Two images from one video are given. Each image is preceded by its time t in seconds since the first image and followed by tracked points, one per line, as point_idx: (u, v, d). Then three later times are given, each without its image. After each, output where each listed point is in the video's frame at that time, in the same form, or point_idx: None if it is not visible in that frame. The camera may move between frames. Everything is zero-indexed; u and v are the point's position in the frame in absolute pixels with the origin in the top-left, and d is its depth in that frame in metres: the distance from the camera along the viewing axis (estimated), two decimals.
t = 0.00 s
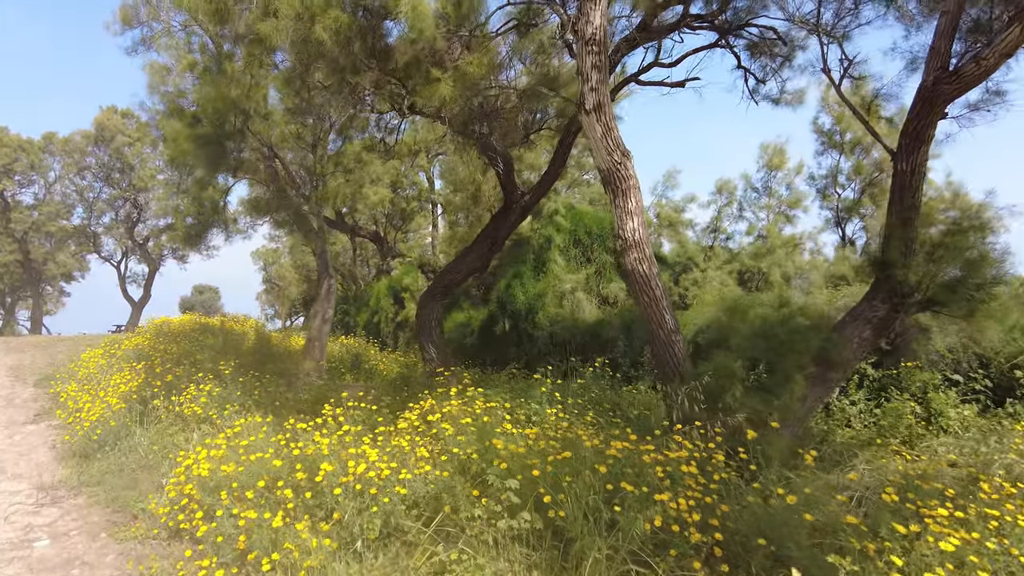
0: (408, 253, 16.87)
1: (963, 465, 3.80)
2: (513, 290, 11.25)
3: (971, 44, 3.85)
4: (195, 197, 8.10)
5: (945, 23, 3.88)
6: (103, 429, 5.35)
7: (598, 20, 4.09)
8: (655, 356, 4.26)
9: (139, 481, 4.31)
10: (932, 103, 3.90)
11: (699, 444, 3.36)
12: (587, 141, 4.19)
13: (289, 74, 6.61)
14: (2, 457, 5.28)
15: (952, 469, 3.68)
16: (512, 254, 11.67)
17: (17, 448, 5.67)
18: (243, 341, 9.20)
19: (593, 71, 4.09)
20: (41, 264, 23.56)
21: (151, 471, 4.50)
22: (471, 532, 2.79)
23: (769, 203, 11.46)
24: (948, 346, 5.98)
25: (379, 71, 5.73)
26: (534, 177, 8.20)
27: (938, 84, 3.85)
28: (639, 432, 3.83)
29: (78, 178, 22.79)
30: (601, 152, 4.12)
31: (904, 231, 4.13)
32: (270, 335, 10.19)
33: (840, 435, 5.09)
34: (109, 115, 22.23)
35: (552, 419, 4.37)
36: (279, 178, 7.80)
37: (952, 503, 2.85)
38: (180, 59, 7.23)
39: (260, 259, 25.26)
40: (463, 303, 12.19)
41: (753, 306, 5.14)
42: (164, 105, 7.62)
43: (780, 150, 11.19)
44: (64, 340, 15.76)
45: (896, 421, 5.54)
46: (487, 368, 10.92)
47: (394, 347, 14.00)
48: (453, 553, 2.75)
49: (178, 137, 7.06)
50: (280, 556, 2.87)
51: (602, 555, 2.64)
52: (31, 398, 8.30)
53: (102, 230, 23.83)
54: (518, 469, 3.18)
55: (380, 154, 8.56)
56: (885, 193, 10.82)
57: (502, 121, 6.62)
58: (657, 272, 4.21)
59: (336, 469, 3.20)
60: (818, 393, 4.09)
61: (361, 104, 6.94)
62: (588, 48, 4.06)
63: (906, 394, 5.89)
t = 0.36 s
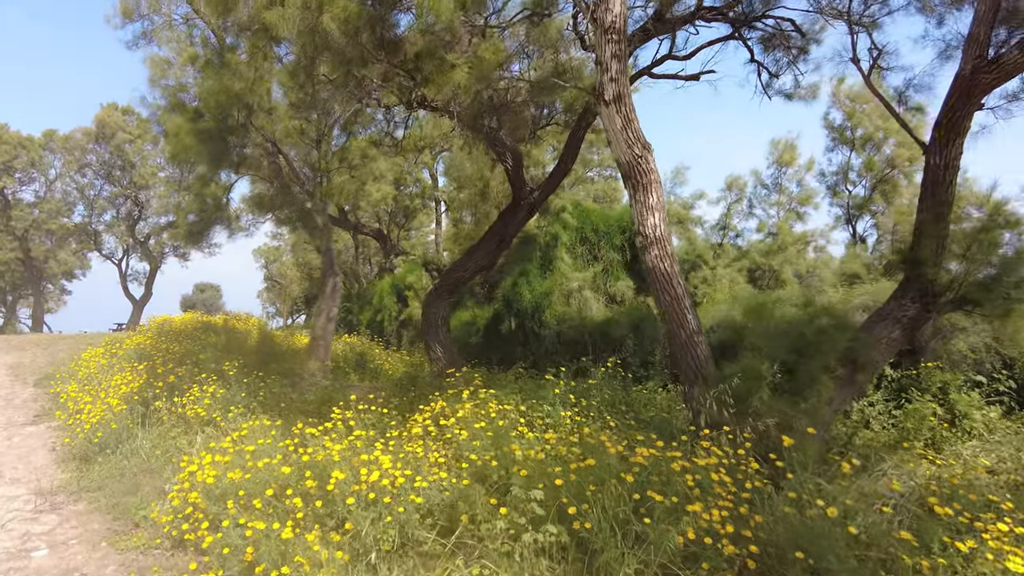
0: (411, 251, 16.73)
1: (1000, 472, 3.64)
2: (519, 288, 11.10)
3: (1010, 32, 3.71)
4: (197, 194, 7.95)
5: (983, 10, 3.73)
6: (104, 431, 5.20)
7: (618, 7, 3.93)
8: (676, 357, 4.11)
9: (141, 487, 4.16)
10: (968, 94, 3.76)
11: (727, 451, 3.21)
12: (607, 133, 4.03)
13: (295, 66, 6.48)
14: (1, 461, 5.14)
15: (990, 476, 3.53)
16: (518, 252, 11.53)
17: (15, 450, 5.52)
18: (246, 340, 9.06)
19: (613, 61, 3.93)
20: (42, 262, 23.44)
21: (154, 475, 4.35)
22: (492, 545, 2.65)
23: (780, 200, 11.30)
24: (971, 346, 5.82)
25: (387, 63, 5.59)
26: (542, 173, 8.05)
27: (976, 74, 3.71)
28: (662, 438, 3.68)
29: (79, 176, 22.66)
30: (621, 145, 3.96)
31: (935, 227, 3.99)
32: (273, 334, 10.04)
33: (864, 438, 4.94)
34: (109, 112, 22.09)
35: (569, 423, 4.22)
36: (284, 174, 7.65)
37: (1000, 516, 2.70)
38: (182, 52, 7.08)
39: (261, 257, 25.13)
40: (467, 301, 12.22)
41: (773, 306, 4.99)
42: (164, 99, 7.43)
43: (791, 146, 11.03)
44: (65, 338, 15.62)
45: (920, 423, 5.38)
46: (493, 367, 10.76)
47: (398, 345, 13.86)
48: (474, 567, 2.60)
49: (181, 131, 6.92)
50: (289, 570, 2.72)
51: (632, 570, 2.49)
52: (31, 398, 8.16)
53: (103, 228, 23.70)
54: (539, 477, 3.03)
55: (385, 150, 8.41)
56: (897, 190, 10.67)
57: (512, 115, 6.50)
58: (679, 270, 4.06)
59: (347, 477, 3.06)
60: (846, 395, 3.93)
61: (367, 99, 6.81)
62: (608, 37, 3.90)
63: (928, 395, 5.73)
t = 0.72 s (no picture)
0: (416, 251, 16.63)
1: None
2: (528, 289, 10.99)
3: None
4: (204, 192, 7.85)
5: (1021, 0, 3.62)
6: (111, 433, 5.09)
7: None
8: (700, 359, 4.00)
9: (151, 491, 4.05)
10: (1005, 86, 3.64)
11: (760, 456, 3.10)
12: (630, 128, 3.93)
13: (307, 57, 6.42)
14: (6, 463, 5.04)
15: None
16: (526, 252, 11.42)
17: (21, 452, 5.42)
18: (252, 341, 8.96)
19: (636, 53, 3.83)
20: (45, 263, 23.38)
21: (163, 479, 4.24)
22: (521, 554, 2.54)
23: (791, 200, 11.19)
24: (995, 347, 5.69)
25: (400, 57, 5.48)
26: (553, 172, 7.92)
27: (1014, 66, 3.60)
28: (688, 443, 3.57)
29: (82, 176, 22.59)
30: (644, 140, 3.86)
31: (969, 225, 3.87)
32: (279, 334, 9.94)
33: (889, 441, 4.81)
34: (113, 112, 22.02)
35: (589, 427, 4.11)
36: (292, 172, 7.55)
37: None
38: (189, 48, 6.98)
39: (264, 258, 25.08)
40: (475, 301, 12.17)
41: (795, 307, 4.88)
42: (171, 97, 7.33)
43: (803, 145, 10.92)
44: (68, 339, 15.53)
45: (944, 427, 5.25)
46: (501, 368, 10.64)
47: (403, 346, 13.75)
48: None
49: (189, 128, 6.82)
50: None
51: None
52: (35, 399, 8.06)
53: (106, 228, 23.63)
54: (565, 482, 2.92)
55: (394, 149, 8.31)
56: (910, 189, 10.53)
57: (526, 111, 6.42)
58: (703, 268, 3.96)
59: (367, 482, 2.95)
60: (875, 397, 3.81)
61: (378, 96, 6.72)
62: (631, 28, 3.80)
63: (952, 397, 5.59)
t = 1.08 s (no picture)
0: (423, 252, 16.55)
1: None
2: (539, 290, 10.89)
3: None
4: (216, 191, 7.77)
5: None
6: (123, 436, 5.00)
7: None
8: (730, 361, 3.92)
9: (166, 496, 3.95)
10: None
11: (801, 462, 2.99)
12: (660, 124, 3.85)
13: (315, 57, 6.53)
14: (17, 466, 4.95)
15: None
16: (537, 253, 11.32)
17: (31, 455, 5.33)
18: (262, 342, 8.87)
19: (667, 48, 3.75)
20: (51, 263, 23.36)
21: (178, 483, 4.15)
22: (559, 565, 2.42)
23: (806, 201, 11.11)
24: None
25: (418, 53, 5.47)
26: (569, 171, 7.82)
27: None
28: (723, 449, 3.46)
29: (89, 177, 22.58)
30: (675, 137, 3.78)
31: (1010, 225, 3.76)
32: (288, 336, 9.85)
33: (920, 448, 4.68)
34: (119, 112, 22.01)
35: (617, 433, 4.01)
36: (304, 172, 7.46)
37: None
38: (202, 46, 6.91)
39: (269, 259, 25.06)
40: (484, 303, 12.09)
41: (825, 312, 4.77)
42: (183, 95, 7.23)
43: (817, 145, 10.82)
44: (75, 339, 15.47)
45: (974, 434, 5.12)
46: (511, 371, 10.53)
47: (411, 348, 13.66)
48: None
49: (202, 126, 6.73)
50: None
51: None
52: (44, 400, 7.98)
53: (112, 228, 23.61)
54: (600, 489, 2.82)
55: (406, 148, 8.23)
56: (926, 191, 10.41)
57: (544, 110, 6.35)
58: (734, 269, 3.88)
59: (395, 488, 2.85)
60: (913, 402, 3.69)
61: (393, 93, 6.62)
62: (662, 22, 3.72)
63: (980, 403, 5.44)
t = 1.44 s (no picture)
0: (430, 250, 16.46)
1: None
2: (549, 289, 10.78)
3: None
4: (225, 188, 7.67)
5: None
6: (135, 436, 4.90)
7: None
8: (761, 362, 3.82)
9: (180, 499, 3.86)
10: None
11: (843, 468, 2.88)
12: (691, 118, 3.76)
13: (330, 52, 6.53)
14: (27, 467, 4.86)
15: None
16: (547, 251, 11.21)
17: (40, 455, 5.24)
18: (271, 340, 8.78)
19: (698, 40, 3.67)
20: (56, 260, 23.31)
21: (192, 485, 4.05)
22: None
23: (820, 200, 10.99)
24: None
25: (435, 47, 5.46)
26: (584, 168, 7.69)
27: None
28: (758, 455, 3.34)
29: (94, 174, 22.53)
30: (706, 131, 3.69)
31: None
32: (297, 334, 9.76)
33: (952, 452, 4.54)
34: (125, 109, 21.96)
35: (645, 437, 3.90)
36: (315, 169, 7.36)
37: None
38: (212, 40, 6.80)
39: (273, 257, 24.99)
40: (493, 302, 11.98)
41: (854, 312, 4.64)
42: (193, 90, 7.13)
43: (831, 143, 10.71)
44: (80, 336, 15.39)
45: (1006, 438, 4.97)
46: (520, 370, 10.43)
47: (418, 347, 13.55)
48: None
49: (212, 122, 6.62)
50: None
51: None
52: (52, 399, 7.89)
53: (117, 226, 23.55)
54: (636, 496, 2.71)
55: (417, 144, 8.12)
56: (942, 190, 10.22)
57: (562, 107, 6.28)
58: (765, 267, 3.78)
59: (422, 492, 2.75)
60: (950, 406, 3.52)
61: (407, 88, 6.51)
62: (693, 13, 3.64)
63: (1010, 405, 5.25)
